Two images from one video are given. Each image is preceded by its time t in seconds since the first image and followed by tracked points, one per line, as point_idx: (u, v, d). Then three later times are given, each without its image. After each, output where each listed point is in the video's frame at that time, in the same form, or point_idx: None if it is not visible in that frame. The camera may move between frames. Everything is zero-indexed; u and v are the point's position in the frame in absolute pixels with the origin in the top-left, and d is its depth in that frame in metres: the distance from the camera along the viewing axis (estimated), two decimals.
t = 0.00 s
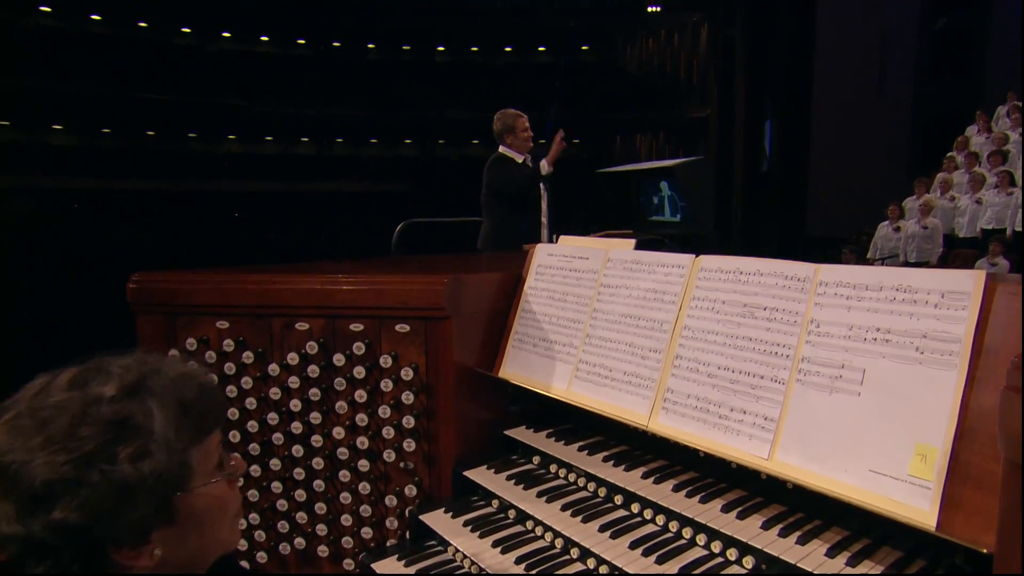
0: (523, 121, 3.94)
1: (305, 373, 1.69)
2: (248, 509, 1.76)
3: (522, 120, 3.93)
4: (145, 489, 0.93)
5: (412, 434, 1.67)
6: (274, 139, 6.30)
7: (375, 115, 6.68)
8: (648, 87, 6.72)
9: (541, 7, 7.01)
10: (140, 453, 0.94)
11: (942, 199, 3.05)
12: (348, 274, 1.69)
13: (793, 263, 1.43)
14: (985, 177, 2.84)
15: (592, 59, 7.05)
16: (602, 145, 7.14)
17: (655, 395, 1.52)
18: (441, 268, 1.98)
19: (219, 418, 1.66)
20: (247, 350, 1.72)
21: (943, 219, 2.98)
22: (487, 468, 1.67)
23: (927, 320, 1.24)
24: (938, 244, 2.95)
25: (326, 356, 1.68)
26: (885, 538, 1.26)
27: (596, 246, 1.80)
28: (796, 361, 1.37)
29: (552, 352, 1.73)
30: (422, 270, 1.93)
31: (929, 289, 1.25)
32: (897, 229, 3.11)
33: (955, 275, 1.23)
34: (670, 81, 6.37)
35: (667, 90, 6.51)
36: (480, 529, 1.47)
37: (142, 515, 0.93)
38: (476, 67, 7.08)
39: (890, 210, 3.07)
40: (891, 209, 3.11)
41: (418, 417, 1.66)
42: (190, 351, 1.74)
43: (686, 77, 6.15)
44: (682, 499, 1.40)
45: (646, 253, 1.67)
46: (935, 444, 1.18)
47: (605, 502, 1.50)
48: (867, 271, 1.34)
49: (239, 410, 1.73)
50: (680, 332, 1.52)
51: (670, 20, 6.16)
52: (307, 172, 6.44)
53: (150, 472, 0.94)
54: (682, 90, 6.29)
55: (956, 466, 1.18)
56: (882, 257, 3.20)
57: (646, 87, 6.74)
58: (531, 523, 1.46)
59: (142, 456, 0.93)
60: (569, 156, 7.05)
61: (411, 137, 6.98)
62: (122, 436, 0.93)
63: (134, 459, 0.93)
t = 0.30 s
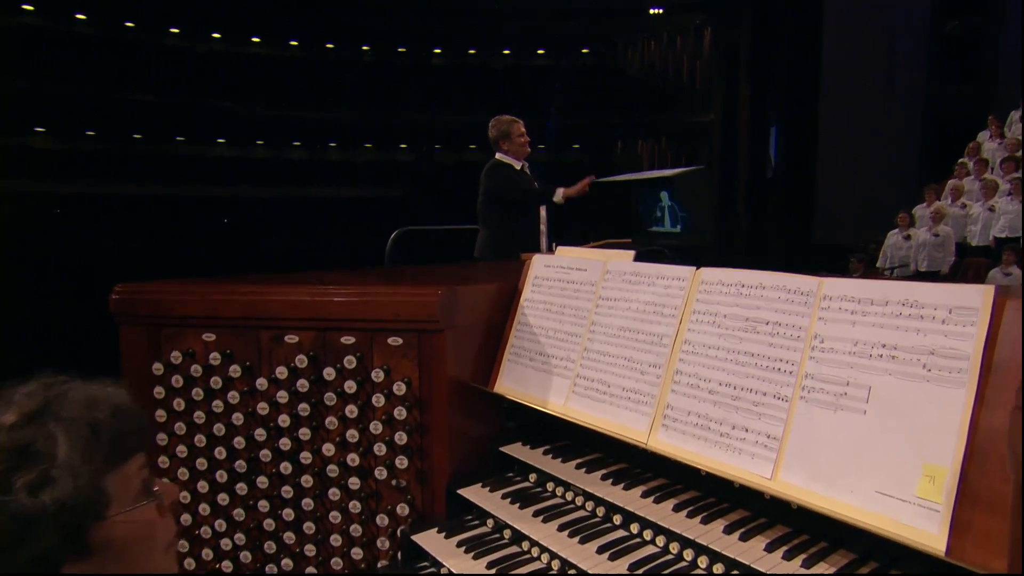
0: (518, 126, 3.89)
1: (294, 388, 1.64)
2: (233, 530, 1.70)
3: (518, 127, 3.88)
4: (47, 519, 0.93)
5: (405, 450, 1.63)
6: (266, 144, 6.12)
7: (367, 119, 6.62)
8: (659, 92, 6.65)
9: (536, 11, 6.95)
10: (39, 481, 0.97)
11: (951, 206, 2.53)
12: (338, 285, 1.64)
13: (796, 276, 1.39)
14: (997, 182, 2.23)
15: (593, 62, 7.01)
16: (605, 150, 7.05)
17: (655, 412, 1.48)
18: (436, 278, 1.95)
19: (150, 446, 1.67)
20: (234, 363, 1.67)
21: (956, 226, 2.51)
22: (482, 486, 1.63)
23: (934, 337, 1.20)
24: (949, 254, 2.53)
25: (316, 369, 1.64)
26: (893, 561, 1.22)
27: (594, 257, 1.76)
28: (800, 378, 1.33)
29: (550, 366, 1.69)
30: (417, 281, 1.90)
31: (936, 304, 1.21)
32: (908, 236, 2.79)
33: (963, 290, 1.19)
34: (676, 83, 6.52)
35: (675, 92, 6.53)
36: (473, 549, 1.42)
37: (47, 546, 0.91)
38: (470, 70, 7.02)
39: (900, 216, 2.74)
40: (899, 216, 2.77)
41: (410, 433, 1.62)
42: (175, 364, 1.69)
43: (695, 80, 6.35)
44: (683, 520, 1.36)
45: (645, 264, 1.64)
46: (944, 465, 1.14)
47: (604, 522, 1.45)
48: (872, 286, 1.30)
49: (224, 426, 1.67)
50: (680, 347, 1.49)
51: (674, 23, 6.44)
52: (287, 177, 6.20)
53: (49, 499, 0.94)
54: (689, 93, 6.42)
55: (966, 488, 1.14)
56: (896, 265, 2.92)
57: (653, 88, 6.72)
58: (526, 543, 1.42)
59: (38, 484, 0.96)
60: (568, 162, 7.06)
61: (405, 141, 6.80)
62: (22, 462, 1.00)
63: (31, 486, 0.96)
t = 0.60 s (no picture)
0: (518, 130, 3.87)
1: (287, 401, 1.60)
2: (223, 549, 1.65)
3: (518, 130, 3.85)
4: None
5: (402, 465, 1.58)
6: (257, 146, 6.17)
7: (363, 121, 6.62)
8: (662, 94, 6.62)
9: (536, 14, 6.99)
10: None
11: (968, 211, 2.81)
12: (333, 294, 1.60)
13: (803, 287, 1.35)
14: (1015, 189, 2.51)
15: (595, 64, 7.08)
16: (608, 155, 6.99)
17: (659, 426, 1.44)
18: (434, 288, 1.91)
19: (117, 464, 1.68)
20: (226, 376, 1.62)
21: (972, 233, 2.80)
22: (481, 502, 1.58)
23: (948, 350, 1.16)
24: (965, 260, 2.78)
25: (310, 382, 1.59)
26: None
27: (595, 267, 1.72)
28: (809, 392, 1.29)
29: (551, 379, 1.65)
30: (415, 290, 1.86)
31: (949, 316, 1.17)
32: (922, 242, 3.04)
33: (977, 302, 1.15)
34: (681, 86, 6.46)
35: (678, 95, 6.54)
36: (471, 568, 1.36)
37: None
38: (469, 70, 7.13)
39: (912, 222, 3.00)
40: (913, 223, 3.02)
41: (408, 447, 1.57)
42: (165, 377, 1.64)
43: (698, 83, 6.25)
44: (689, 539, 1.31)
45: (648, 274, 1.60)
46: (960, 483, 1.10)
47: (607, 541, 1.40)
48: (882, 297, 1.26)
49: (216, 440, 1.63)
50: (685, 359, 1.45)
51: (684, 23, 6.32)
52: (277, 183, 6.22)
53: None
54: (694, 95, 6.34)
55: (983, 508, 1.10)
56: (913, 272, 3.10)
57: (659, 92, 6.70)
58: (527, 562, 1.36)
59: None
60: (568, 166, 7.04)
61: (404, 145, 6.87)
62: None
63: None
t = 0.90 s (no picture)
0: (517, 133, 3.83)
1: (279, 413, 1.55)
2: (209, 566, 1.59)
3: (518, 133, 3.82)
4: None
5: (397, 480, 1.53)
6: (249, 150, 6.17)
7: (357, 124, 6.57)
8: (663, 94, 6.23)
9: (536, 14, 6.85)
10: None
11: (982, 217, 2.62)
12: (326, 303, 1.55)
13: (811, 298, 1.32)
14: None
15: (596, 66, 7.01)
16: (611, 157, 6.78)
17: (663, 440, 1.40)
18: (431, 297, 1.87)
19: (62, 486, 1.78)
20: (214, 387, 1.58)
21: (986, 239, 2.60)
22: (479, 518, 1.53)
23: (962, 364, 1.12)
24: (982, 268, 2.59)
25: (302, 393, 1.55)
26: None
27: (597, 275, 1.68)
28: (818, 407, 1.25)
29: (552, 391, 1.61)
30: (412, 299, 1.81)
31: (962, 329, 1.13)
32: (934, 250, 2.71)
33: (990, 314, 1.12)
34: (683, 88, 5.90)
35: (680, 96, 6.04)
36: None
37: None
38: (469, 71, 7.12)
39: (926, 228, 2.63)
40: (922, 230, 2.67)
41: (403, 461, 1.53)
42: (151, 388, 1.59)
43: (703, 84, 5.61)
44: (693, 556, 1.27)
45: (651, 284, 1.56)
46: (975, 503, 1.06)
47: (608, 557, 1.35)
48: (893, 308, 1.23)
49: (203, 454, 1.58)
50: (689, 371, 1.41)
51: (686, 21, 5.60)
52: (270, 186, 6.28)
53: None
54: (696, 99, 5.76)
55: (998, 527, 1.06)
56: (921, 279, 2.86)
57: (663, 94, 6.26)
58: None
59: None
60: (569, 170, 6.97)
61: (399, 148, 6.78)
62: None
63: None
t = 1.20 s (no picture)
0: (519, 137, 3.81)
1: (274, 426, 1.51)
2: None
3: (520, 136, 3.79)
4: None
5: (396, 495, 1.49)
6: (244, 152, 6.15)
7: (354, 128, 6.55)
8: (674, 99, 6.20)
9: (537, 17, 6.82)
10: None
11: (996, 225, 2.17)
12: (323, 313, 1.52)
13: (823, 309, 1.28)
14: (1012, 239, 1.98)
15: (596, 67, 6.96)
16: (612, 164, 6.55)
17: (671, 456, 1.37)
18: (431, 306, 1.83)
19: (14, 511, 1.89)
20: (208, 399, 1.53)
21: (1003, 248, 2.19)
22: (481, 534, 1.49)
23: (982, 379, 1.08)
24: (998, 278, 2.31)
25: (299, 405, 1.50)
26: None
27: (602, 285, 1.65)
28: (831, 422, 1.21)
29: (556, 403, 1.57)
30: (412, 308, 1.78)
31: (981, 342, 1.10)
32: (950, 257, 2.52)
33: (1011, 327, 1.08)
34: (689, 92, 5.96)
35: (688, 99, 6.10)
36: None
37: None
38: (467, 72, 7.03)
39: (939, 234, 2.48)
40: (938, 235, 2.49)
41: (402, 475, 1.49)
42: (142, 400, 1.55)
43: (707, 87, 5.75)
44: None
45: (658, 293, 1.52)
46: (996, 523, 1.02)
47: None
48: (908, 320, 1.19)
49: (196, 468, 1.53)
50: (698, 385, 1.38)
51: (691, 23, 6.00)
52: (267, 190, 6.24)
53: None
54: (701, 101, 5.86)
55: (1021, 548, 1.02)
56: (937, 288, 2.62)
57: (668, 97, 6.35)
58: None
59: None
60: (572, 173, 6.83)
61: (394, 151, 6.76)
62: None
63: None
